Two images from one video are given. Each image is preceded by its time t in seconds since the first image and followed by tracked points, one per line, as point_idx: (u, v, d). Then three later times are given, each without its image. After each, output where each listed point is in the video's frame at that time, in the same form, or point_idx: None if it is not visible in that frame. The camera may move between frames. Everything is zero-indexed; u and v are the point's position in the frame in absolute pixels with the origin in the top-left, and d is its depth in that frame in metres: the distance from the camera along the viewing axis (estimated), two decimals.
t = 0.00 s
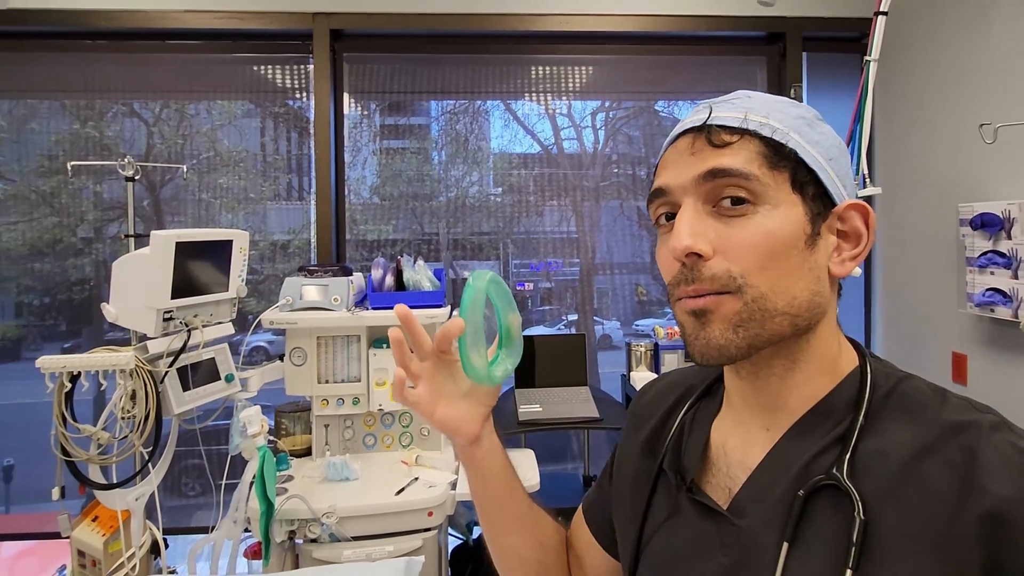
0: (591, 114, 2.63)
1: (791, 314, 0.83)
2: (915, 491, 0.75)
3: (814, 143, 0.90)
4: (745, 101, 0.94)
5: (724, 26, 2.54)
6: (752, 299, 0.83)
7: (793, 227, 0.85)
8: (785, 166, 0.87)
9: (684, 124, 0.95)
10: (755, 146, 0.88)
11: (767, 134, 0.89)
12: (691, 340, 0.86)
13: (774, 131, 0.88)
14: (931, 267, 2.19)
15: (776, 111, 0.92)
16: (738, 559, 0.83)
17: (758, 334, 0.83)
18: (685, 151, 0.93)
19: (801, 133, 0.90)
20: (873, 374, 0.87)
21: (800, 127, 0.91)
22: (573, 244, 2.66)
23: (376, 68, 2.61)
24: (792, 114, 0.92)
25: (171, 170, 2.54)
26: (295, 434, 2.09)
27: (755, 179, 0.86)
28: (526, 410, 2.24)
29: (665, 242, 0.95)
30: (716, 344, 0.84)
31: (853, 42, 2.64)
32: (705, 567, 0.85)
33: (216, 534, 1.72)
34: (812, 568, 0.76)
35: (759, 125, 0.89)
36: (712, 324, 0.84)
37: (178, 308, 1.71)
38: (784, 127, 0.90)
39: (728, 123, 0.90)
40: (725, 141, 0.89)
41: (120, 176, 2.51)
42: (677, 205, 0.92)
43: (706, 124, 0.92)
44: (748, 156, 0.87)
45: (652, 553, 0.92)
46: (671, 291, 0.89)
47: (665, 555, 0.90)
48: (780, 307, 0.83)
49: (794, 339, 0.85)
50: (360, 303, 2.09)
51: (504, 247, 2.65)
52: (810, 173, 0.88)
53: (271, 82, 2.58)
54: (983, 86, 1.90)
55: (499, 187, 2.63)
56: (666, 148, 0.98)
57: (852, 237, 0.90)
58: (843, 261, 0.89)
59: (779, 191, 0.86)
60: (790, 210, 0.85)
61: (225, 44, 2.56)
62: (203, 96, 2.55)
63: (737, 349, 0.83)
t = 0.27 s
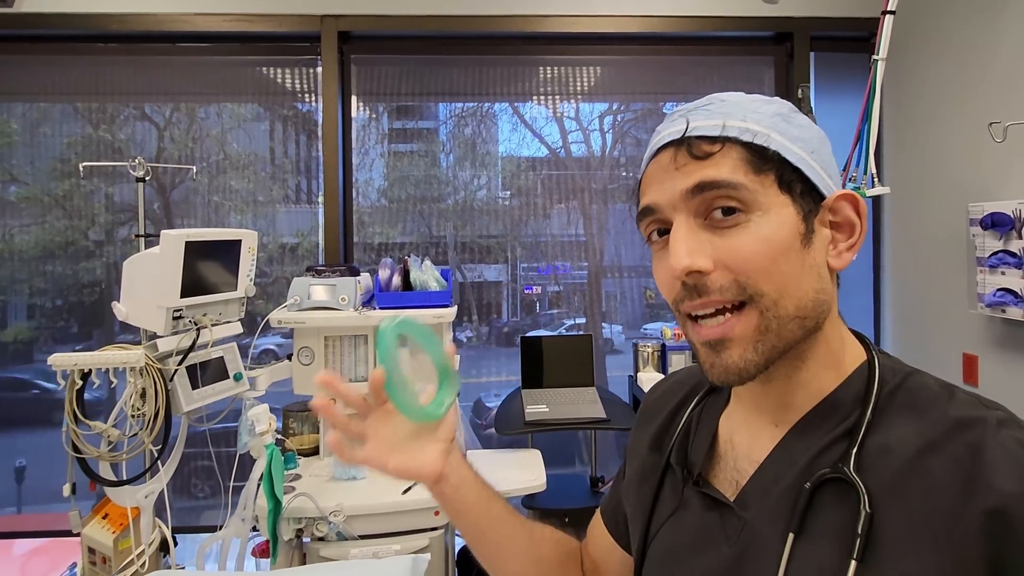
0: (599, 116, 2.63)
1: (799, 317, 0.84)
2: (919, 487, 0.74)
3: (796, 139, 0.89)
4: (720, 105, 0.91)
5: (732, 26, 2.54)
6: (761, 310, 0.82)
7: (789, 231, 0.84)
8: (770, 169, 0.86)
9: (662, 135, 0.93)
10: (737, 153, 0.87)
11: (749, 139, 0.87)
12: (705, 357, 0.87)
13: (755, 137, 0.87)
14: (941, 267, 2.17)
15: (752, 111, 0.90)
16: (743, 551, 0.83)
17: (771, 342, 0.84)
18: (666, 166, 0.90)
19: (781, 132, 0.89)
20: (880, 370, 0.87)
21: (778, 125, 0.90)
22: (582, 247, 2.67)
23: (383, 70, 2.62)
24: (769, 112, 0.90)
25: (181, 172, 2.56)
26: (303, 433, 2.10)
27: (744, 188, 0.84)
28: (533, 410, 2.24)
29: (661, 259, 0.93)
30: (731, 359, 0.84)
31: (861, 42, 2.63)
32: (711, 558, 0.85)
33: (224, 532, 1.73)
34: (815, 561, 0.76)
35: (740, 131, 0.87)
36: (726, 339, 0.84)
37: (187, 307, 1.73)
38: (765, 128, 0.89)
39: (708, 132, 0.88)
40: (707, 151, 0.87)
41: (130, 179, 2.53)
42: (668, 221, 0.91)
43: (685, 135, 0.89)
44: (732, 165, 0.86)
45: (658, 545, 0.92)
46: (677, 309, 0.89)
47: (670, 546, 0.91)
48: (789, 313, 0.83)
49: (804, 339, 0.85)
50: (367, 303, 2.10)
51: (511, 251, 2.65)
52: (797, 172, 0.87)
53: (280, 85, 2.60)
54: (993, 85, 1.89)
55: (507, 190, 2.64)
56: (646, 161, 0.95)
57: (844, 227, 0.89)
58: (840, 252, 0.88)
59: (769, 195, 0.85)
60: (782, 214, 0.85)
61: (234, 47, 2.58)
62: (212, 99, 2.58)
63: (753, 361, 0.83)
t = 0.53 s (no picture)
0: (606, 118, 2.63)
1: (809, 320, 0.83)
2: (926, 481, 0.74)
3: (800, 138, 0.89)
4: (722, 108, 0.90)
5: (738, 26, 2.53)
6: (772, 316, 0.82)
7: (797, 235, 0.83)
8: (776, 172, 0.85)
9: (665, 142, 0.92)
10: (742, 158, 0.86)
11: (754, 143, 0.86)
12: (716, 364, 0.86)
13: (761, 141, 0.86)
14: (951, 267, 2.15)
15: (755, 112, 0.89)
16: (750, 544, 0.82)
17: (783, 347, 0.83)
18: (671, 174, 0.89)
19: (784, 133, 0.88)
20: (888, 364, 0.86)
21: (781, 124, 0.89)
22: (589, 249, 2.66)
23: (389, 72, 2.63)
24: (770, 111, 0.90)
25: (190, 175, 2.58)
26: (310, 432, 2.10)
27: (751, 194, 0.83)
28: (539, 410, 2.23)
29: (670, 266, 0.92)
30: (742, 365, 0.83)
31: (868, 41, 2.62)
32: (718, 553, 0.84)
33: (230, 530, 1.74)
34: (822, 555, 0.75)
35: (745, 135, 0.87)
36: (737, 346, 0.83)
37: (194, 305, 1.75)
38: (769, 130, 0.88)
39: (712, 138, 0.87)
40: (712, 158, 0.86)
41: (140, 181, 2.55)
42: (676, 229, 0.90)
43: (688, 142, 0.89)
44: (738, 171, 0.85)
45: (665, 540, 0.92)
46: (687, 317, 0.88)
47: (677, 540, 0.90)
48: (798, 316, 0.82)
49: (814, 341, 0.85)
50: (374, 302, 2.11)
51: (518, 253, 2.65)
52: (802, 172, 0.86)
53: (287, 87, 2.61)
54: (1002, 82, 1.87)
55: (514, 192, 2.64)
56: (649, 168, 0.95)
57: (850, 223, 0.88)
58: (848, 249, 0.88)
59: (776, 199, 0.84)
60: (789, 217, 0.84)
61: (242, 49, 2.60)
62: (221, 101, 2.59)
63: (763, 366, 0.83)
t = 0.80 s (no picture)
0: (611, 120, 2.63)
1: (813, 325, 0.82)
2: (931, 489, 0.73)
3: (810, 143, 0.88)
4: (734, 109, 0.90)
5: (744, 28, 2.53)
6: (775, 320, 0.81)
7: (804, 239, 0.82)
8: (785, 175, 0.84)
9: (675, 141, 0.91)
10: (751, 159, 0.85)
11: (765, 145, 0.85)
12: (720, 365, 0.85)
13: (772, 144, 0.85)
14: (959, 272, 2.13)
15: (766, 115, 0.89)
16: (753, 553, 0.82)
17: (787, 352, 0.82)
18: (679, 173, 0.89)
19: (795, 137, 0.88)
20: (891, 372, 0.85)
21: (792, 128, 0.88)
22: (594, 251, 2.66)
23: (395, 74, 2.64)
24: (782, 114, 0.89)
25: (197, 177, 2.59)
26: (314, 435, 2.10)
27: (760, 195, 0.83)
28: (543, 413, 2.23)
29: (675, 266, 0.92)
30: (745, 368, 0.82)
31: (875, 43, 2.61)
32: (720, 561, 0.84)
33: (234, 533, 1.74)
34: (826, 563, 0.74)
35: (756, 137, 0.86)
36: (740, 348, 0.82)
37: (200, 308, 1.75)
38: (779, 133, 0.87)
39: (722, 138, 0.86)
40: (722, 158, 0.85)
41: (146, 183, 2.56)
42: (683, 229, 0.89)
43: (699, 141, 0.88)
44: (747, 172, 0.84)
45: (667, 549, 0.91)
46: (691, 317, 0.87)
47: (679, 548, 0.89)
48: (803, 321, 0.82)
49: (818, 346, 0.84)
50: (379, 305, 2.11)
51: (524, 256, 2.65)
52: (811, 176, 0.86)
53: (293, 90, 2.62)
54: (1009, 85, 1.86)
55: (520, 195, 2.64)
56: (658, 167, 0.94)
57: (857, 231, 0.87)
58: (854, 257, 0.87)
59: (785, 202, 0.83)
60: (797, 221, 0.83)
61: (248, 52, 2.61)
62: (227, 104, 2.61)
63: (767, 370, 0.82)
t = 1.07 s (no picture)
0: (616, 121, 2.62)
1: (816, 327, 0.81)
2: (933, 494, 0.73)
3: (827, 147, 0.88)
4: (754, 107, 0.90)
5: (749, 28, 2.52)
6: (782, 316, 0.80)
7: (814, 238, 0.82)
8: (801, 174, 0.84)
9: (693, 133, 0.91)
10: (769, 154, 0.85)
11: (783, 143, 0.85)
12: (720, 359, 0.83)
13: (792, 141, 0.85)
14: (966, 274, 2.12)
15: (786, 115, 0.89)
16: (757, 562, 0.81)
17: (790, 352, 0.81)
18: (696, 163, 0.88)
19: (813, 139, 0.88)
20: (891, 378, 0.85)
21: (809, 130, 0.88)
22: (599, 252, 2.65)
23: (400, 75, 2.64)
24: (800, 117, 0.89)
25: (202, 178, 2.60)
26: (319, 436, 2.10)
27: (775, 189, 0.83)
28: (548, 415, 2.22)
29: (683, 257, 0.90)
30: (747, 363, 0.81)
31: (881, 43, 2.59)
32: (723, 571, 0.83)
33: (239, 534, 1.74)
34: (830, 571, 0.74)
35: (775, 134, 0.86)
36: (742, 343, 0.81)
37: (204, 310, 1.76)
38: (798, 133, 0.87)
39: (741, 132, 0.86)
40: (740, 150, 0.85)
41: (152, 184, 2.57)
42: (694, 219, 0.88)
43: (718, 133, 0.88)
44: (764, 166, 0.84)
45: (670, 558, 0.90)
46: (694, 309, 0.85)
47: (683, 557, 0.89)
48: (807, 320, 0.81)
49: (820, 350, 0.84)
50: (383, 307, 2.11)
51: (529, 256, 2.65)
52: (825, 178, 0.85)
53: (298, 91, 2.63)
54: (1016, 86, 1.85)
55: (524, 195, 2.64)
56: (673, 158, 0.93)
57: (865, 239, 0.88)
58: (860, 264, 0.87)
59: (798, 200, 0.83)
60: (809, 220, 0.83)
61: (253, 54, 2.62)
62: (232, 105, 2.61)
63: (768, 369, 0.80)
